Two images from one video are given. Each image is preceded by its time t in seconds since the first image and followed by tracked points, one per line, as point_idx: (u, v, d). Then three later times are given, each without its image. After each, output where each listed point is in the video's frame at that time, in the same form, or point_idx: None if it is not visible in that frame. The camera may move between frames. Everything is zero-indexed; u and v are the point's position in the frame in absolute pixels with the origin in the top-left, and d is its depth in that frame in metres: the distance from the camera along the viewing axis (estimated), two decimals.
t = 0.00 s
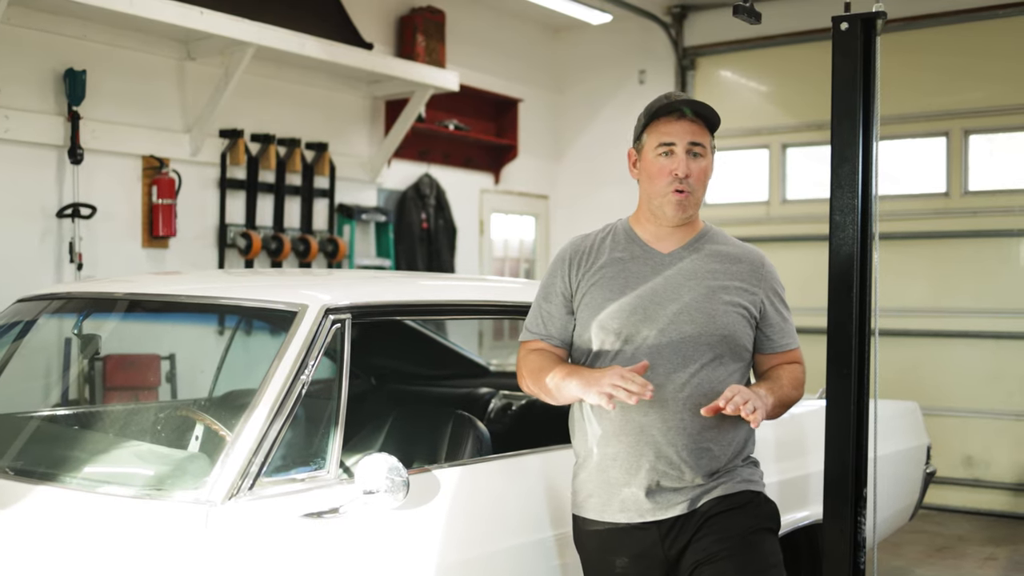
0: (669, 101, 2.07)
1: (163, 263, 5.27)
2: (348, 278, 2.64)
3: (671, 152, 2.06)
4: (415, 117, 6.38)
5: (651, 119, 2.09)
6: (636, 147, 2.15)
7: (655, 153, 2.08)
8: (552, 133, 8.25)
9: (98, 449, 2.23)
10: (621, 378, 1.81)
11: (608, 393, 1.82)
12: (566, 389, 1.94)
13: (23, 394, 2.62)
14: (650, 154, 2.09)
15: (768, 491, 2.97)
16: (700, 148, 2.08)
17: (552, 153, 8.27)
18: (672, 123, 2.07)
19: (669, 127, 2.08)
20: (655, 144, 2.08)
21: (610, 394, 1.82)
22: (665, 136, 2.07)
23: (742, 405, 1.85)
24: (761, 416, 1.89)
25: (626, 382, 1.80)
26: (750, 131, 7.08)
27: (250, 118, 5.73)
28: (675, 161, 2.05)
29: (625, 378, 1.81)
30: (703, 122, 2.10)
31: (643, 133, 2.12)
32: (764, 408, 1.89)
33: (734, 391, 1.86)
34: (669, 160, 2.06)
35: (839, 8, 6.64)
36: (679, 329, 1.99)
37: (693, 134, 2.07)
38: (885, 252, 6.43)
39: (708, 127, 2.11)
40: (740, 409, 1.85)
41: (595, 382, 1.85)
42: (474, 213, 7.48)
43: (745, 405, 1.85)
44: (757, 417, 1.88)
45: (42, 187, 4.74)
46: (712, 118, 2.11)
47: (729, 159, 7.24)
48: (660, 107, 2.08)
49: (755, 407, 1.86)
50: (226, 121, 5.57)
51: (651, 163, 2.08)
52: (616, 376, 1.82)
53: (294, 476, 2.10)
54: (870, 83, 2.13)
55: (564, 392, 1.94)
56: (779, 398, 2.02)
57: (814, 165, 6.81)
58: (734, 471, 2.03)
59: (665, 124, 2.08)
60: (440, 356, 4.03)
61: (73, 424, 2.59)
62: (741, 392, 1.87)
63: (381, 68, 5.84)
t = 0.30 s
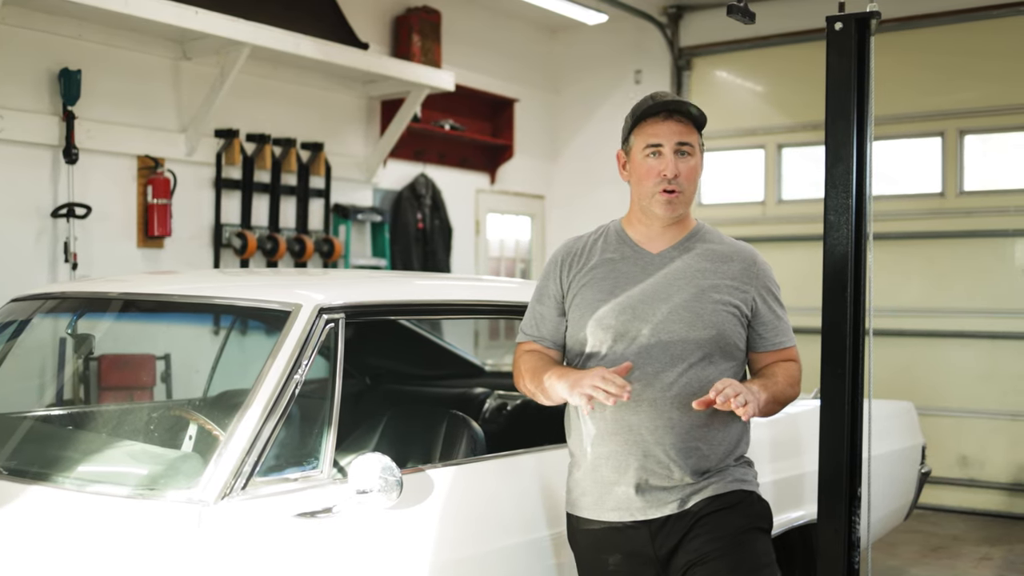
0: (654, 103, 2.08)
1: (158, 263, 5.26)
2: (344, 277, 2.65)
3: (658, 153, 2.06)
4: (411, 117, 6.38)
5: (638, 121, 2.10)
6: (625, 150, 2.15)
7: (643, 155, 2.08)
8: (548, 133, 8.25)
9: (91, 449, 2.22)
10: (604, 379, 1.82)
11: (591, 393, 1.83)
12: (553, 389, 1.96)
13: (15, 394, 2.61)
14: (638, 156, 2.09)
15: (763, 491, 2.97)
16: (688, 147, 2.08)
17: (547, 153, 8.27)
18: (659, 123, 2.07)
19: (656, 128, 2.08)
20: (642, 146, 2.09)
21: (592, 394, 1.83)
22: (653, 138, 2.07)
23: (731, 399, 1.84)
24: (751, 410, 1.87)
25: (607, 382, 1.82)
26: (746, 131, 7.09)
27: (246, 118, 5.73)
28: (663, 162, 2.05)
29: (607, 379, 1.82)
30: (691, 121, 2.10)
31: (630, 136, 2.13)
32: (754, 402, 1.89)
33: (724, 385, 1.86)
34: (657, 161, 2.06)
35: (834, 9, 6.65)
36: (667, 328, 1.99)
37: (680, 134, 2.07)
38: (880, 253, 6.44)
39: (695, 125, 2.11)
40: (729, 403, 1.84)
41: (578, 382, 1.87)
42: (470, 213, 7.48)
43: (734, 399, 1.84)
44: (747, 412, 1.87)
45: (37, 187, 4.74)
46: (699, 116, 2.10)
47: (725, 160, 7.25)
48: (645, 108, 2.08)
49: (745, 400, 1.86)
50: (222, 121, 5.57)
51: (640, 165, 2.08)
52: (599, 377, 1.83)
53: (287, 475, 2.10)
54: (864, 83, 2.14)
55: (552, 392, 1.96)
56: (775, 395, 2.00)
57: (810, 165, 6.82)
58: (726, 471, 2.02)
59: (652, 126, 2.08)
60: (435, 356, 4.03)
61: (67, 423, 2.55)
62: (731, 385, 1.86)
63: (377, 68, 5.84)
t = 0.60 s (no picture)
0: (629, 104, 2.10)
1: (153, 263, 5.26)
2: (337, 278, 2.65)
3: (634, 153, 2.08)
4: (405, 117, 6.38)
5: (617, 122, 2.12)
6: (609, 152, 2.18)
7: (621, 156, 2.11)
8: (543, 133, 8.26)
9: (81, 450, 2.22)
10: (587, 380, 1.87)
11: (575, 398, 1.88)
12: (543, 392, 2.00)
13: (12, 395, 2.64)
14: (618, 157, 2.11)
15: (756, 492, 2.97)
16: (665, 147, 2.08)
17: (543, 153, 8.27)
18: (634, 124, 2.09)
19: (633, 129, 2.09)
20: (620, 147, 2.11)
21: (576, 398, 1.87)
22: (629, 138, 2.09)
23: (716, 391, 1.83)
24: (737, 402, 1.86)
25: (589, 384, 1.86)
26: (741, 132, 7.10)
27: (240, 118, 5.73)
28: (638, 162, 2.07)
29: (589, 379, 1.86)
30: (668, 120, 2.10)
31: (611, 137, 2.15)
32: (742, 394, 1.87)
33: (711, 372, 1.86)
34: (633, 162, 2.08)
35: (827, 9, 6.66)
36: (649, 329, 2.00)
37: (657, 134, 2.08)
38: (875, 253, 6.45)
39: (675, 125, 2.11)
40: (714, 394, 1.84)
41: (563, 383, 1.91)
42: (465, 213, 7.48)
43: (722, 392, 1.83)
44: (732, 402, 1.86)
45: (31, 187, 4.73)
46: (677, 116, 2.11)
47: (720, 160, 7.26)
48: (623, 108, 2.10)
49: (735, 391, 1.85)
50: (216, 121, 5.56)
51: (618, 165, 2.10)
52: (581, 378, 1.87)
53: (279, 476, 2.10)
54: (857, 84, 2.15)
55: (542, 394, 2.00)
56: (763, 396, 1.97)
57: (805, 165, 6.83)
58: (714, 471, 2.00)
59: (629, 126, 2.10)
60: (429, 357, 4.03)
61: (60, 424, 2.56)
62: (719, 373, 1.86)
63: (372, 68, 5.84)
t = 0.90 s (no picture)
0: (579, 110, 2.15)
1: (147, 263, 5.25)
2: (330, 279, 2.64)
3: (590, 157, 2.12)
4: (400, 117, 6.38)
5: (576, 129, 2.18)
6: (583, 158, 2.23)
7: (583, 161, 2.16)
8: (539, 133, 8.26)
9: (72, 450, 2.21)
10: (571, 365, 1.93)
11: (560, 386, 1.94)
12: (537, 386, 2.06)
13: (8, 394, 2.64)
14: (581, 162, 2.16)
15: (750, 492, 2.97)
16: (617, 145, 2.10)
17: (539, 153, 8.27)
18: (587, 129, 2.14)
19: (588, 133, 2.14)
20: (581, 152, 2.16)
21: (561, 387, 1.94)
22: (584, 144, 2.14)
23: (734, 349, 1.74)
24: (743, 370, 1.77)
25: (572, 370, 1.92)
26: (736, 132, 7.11)
27: (235, 118, 5.72)
28: (595, 164, 2.11)
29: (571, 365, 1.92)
30: (618, 116, 2.11)
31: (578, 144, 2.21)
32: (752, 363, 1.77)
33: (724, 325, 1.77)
34: (592, 164, 2.12)
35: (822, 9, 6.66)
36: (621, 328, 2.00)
37: (608, 133, 2.11)
38: (870, 253, 6.45)
39: (627, 120, 2.11)
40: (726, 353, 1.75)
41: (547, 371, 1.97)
42: (461, 213, 7.48)
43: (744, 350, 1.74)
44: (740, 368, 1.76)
45: (25, 187, 4.72)
46: (627, 111, 2.11)
47: (716, 160, 7.26)
48: (574, 116, 2.16)
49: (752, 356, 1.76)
50: (211, 121, 5.56)
51: (581, 170, 2.15)
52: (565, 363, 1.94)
53: (270, 477, 2.09)
54: (849, 85, 2.15)
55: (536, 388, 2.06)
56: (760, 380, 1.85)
57: (800, 165, 6.84)
58: (694, 469, 1.96)
59: (585, 132, 2.15)
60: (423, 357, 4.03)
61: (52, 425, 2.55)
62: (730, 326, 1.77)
63: (367, 68, 5.83)
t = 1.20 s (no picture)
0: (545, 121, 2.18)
1: (143, 263, 5.25)
2: (325, 278, 2.64)
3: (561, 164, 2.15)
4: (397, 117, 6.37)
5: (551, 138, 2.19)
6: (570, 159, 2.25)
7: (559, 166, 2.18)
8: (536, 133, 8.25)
9: (65, 450, 2.21)
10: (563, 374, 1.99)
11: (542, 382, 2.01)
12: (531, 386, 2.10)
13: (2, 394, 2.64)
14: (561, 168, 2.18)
15: (745, 492, 2.97)
16: (581, 150, 2.10)
17: (536, 153, 8.27)
18: (555, 137, 2.16)
19: (557, 141, 2.16)
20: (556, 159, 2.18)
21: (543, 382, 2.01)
22: (556, 153, 2.16)
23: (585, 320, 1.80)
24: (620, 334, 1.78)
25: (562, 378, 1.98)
26: (732, 131, 7.11)
27: (231, 117, 5.72)
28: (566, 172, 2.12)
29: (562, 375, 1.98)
30: (578, 121, 2.11)
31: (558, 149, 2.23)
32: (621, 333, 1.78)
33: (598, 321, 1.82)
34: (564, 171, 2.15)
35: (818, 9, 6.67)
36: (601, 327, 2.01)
37: (572, 140, 2.11)
38: (867, 252, 6.45)
39: (587, 124, 2.10)
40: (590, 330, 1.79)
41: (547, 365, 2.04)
42: (457, 212, 7.48)
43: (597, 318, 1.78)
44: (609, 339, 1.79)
45: (20, 186, 4.72)
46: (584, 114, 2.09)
47: (713, 159, 7.26)
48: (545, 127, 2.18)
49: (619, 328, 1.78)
50: (207, 121, 5.56)
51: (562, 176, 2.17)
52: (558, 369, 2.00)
53: (262, 477, 2.09)
54: (845, 83, 2.14)
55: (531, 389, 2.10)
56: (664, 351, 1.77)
57: (797, 165, 6.84)
58: (678, 468, 1.94)
59: (556, 140, 2.16)
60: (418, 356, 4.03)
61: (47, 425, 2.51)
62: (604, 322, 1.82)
63: (363, 68, 5.83)
